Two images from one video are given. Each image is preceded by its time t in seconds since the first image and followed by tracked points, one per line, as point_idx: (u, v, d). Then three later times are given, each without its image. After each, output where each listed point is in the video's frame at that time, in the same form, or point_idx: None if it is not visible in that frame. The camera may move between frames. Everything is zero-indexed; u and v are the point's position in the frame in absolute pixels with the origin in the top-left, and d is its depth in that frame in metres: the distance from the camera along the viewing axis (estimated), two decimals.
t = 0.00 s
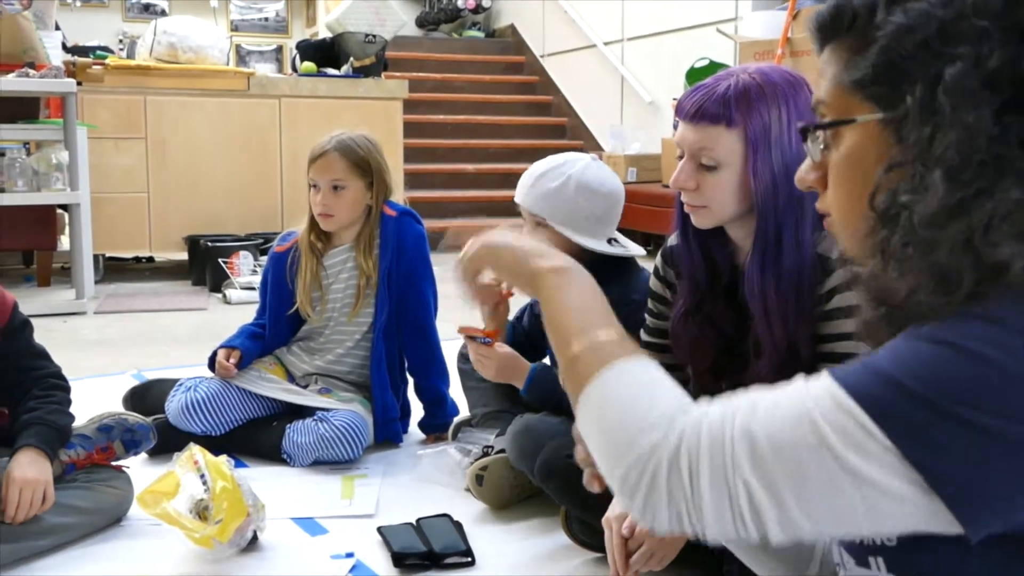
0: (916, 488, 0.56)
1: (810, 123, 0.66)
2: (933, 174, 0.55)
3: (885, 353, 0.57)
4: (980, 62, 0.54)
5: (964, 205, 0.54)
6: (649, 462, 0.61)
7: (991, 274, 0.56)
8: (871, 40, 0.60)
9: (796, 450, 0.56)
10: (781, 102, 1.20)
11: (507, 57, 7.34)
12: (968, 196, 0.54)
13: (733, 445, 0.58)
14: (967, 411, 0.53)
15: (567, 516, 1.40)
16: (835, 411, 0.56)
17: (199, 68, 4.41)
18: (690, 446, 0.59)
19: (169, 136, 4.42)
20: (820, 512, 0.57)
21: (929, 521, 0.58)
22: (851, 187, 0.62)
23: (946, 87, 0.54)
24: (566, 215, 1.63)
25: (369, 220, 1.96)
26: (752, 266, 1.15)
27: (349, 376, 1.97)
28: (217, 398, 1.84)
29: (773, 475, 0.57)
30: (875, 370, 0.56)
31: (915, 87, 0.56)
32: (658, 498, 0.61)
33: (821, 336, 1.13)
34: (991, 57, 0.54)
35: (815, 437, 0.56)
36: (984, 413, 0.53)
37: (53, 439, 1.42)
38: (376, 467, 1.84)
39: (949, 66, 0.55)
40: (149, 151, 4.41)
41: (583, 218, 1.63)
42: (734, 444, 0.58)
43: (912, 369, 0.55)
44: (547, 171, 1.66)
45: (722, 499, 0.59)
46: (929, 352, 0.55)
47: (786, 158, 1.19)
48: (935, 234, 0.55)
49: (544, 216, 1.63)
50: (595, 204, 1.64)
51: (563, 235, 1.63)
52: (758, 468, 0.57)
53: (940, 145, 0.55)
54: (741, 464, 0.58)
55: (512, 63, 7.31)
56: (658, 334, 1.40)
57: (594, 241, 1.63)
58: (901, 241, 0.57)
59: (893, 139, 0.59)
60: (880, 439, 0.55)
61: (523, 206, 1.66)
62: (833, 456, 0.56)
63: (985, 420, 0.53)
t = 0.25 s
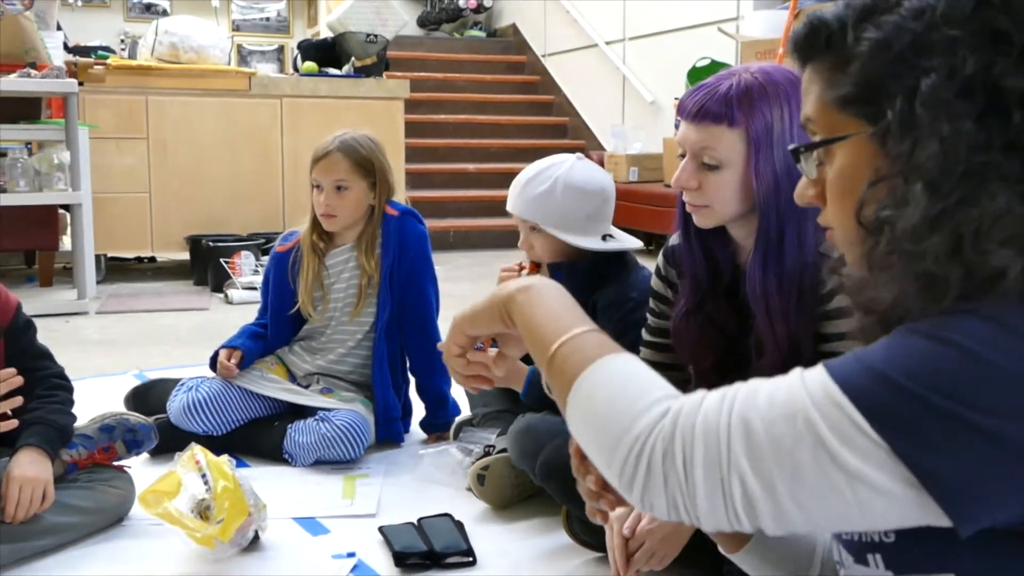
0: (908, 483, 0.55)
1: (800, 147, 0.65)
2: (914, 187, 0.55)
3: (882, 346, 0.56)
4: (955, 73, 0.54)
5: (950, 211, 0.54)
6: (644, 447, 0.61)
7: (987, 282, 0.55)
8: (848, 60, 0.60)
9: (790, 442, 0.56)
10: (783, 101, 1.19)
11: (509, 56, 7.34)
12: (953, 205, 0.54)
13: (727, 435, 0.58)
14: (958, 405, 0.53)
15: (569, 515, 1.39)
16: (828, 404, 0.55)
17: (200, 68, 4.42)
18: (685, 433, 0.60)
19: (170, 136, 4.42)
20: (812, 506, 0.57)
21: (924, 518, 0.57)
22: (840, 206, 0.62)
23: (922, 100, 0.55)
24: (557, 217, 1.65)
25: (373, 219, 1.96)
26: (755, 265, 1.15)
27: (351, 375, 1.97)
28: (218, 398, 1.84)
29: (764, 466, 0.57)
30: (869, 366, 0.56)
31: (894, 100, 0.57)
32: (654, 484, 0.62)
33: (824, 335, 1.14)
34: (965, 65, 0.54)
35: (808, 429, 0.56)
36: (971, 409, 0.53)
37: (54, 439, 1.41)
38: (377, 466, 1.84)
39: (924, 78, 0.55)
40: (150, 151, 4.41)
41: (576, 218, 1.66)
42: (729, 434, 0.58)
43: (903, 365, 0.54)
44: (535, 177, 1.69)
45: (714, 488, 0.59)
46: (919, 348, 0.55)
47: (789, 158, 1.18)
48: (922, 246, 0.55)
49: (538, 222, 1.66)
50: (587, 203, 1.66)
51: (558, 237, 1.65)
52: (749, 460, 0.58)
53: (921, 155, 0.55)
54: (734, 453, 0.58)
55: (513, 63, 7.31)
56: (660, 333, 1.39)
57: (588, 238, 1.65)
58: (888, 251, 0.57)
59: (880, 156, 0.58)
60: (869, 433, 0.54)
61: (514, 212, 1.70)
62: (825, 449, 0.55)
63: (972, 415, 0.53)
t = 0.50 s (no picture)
0: (928, 483, 0.54)
1: (813, 116, 0.65)
2: (935, 161, 0.55)
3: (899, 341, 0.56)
4: (981, 47, 0.53)
5: (972, 186, 0.54)
6: (661, 454, 0.60)
7: (1004, 259, 0.55)
8: (872, 31, 0.59)
9: (810, 445, 0.55)
10: (805, 90, 1.19)
11: (528, 47, 7.33)
12: (974, 179, 0.54)
13: (745, 440, 0.57)
14: (972, 399, 0.52)
15: (586, 503, 1.40)
16: (845, 404, 0.55)
17: (220, 60, 4.44)
18: (702, 439, 0.59)
19: (191, 127, 4.45)
20: (833, 510, 0.56)
21: (942, 516, 0.56)
22: (858, 179, 0.61)
23: (947, 73, 0.54)
24: (569, 207, 1.68)
25: (392, 209, 1.96)
26: (774, 253, 1.15)
27: (369, 364, 1.97)
28: (238, 386, 1.85)
29: (783, 471, 0.56)
30: (883, 363, 0.55)
31: (917, 74, 0.56)
32: (670, 495, 0.60)
33: (844, 325, 1.13)
34: (992, 40, 0.53)
35: (827, 431, 0.55)
36: (986, 402, 0.52)
37: (76, 423, 1.43)
38: (395, 454, 1.85)
39: (949, 52, 0.54)
40: (172, 142, 4.44)
41: (587, 205, 1.68)
42: (747, 438, 0.57)
43: (920, 360, 0.54)
44: (544, 169, 1.72)
45: (733, 495, 0.58)
46: (934, 343, 0.54)
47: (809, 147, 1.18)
48: (941, 222, 0.55)
49: (549, 212, 1.69)
50: (597, 191, 1.69)
51: (570, 225, 1.68)
52: (769, 465, 0.56)
53: (943, 129, 0.54)
54: (752, 459, 0.57)
55: (533, 54, 7.30)
56: (678, 323, 1.39)
57: (600, 227, 1.67)
58: (906, 227, 0.57)
59: (898, 127, 0.58)
60: (889, 432, 0.53)
61: (526, 203, 1.72)
62: (845, 451, 0.55)
63: (988, 408, 0.52)
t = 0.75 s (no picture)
0: (942, 475, 0.54)
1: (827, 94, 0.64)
2: (956, 142, 0.54)
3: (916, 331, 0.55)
4: (1004, 27, 0.53)
5: (993, 169, 0.53)
6: (677, 448, 0.60)
7: None
8: (890, 9, 0.59)
9: (824, 437, 0.55)
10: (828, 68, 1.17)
11: (555, 30, 7.29)
12: (996, 162, 0.53)
13: (758, 429, 0.57)
14: (982, 388, 0.52)
15: (605, 484, 1.40)
16: (857, 393, 0.54)
17: (246, 44, 4.46)
18: (716, 431, 0.59)
19: (218, 111, 4.48)
20: (848, 502, 0.56)
21: (959, 504, 0.56)
22: (873, 158, 0.61)
23: (969, 52, 0.53)
24: (597, 182, 1.67)
25: (415, 192, 1.97)
26: (793, 235, 1.14)
27: (393, 346, 1.98)
28: (262, 367, 1.87)
29: (798, 463, 0.56)
30: (898, 350, 0.55)
31: (937, 53, 0.55)
32: (685, 488, 0.61)
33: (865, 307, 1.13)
34: (1016, 20, 0.52)
35: (839, 421, 0.55)
36: (997, 390, 0.52)
37: (101, 405, 1.46)
38: (418, 436, 1.86)
39: (972, 30, 0.54)
40: (199, 126, 4.47)
41: (614, 183, 1.67)
42: (761, 429, 0.57)
43: (931, 348, 0.53)
44: (576, 144, 1.72)
45: (747, 486, 0.58)
46: (947, 332, 0.54)
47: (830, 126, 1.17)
48: (962, 204, 0.54)
49: (575, 187, 1.68)
50: (625, 170, 1.68)
51: (596, 202, 1.67)
52: (784, 458, 0.56)
53: (964, 111, 0.54)
54: (766, 450, 0.57)
55: (560, 36, 7.26)
56: (699, 304, 1.39)
57: (626, 205, 1.66)
58: (927, 209, 0.56)
59: (917, 107, 0.57)
60: (904, 425, 0.53)
61: (553, 177, 1.71)
62: (858, 441, 0.54)
63: (998, 396, 0.52)
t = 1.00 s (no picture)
0: (1009, 505, 0.54)
1: (867, 71, 0.64)
2: (1007, 116, 0.53)
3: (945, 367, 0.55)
4: None
5: None
6: (738, 524, 0.59)
7: None
8: None
9: (878, 489, 0.55)
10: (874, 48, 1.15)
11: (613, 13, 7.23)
12: None
13: (817, 491, 0.57)
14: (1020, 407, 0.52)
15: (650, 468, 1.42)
16: (897, 433, 0.55)
17: (305, 29, 4.51)
18: (775, 499, 0.58)
19: (277, 96, 4.54)
20: (916, 557, 0.56)
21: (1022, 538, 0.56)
22: (915, 136, 0.60)
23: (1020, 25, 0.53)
24: (657, 160, 1.64)
25: (466, 175, 1.98)
26: (840, 219, 1.14)
27: (444, 329, 2.00)
28: (315, 348, 1.90)
29: (860, 523, 0.56)
30: (929, 383, 0.55)
31: (986, 28, 0.55)
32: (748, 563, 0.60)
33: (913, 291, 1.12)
34: None
35: (891, 472, 0.54)
36: None
37: (159, 384, 1.51)
38: (468, 417, 1.88)
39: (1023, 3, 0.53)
40: (258, 111, 4.54)
41: (673, 163, 1.64)
42: (818, 491, 0.57)
43: (966, 376, 0.54)
44: (640, 120, 1.70)
45: (813, 551, 0.57)
46: (980, 359, 0.54)
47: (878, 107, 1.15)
48: (1013, 179, 0.54)
49: (634, 162, 1.65)
50: (687, 152, 1.65)
51: (653, 179, 1.64)
52: (848, 521, 0.56)
53: (1015, 85, 0.53)
54: (827, 511, 0.56)
55: (618, 19, 7.19)
56: (746, 290, 1.39)
57: (683, 185, 1.64)
58: (974, 185, 0.56)
59: (962, 83, 0.57)
60: (959, 462, 0.53)
61: (612, 151, 1.69)
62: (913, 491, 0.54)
63: None
